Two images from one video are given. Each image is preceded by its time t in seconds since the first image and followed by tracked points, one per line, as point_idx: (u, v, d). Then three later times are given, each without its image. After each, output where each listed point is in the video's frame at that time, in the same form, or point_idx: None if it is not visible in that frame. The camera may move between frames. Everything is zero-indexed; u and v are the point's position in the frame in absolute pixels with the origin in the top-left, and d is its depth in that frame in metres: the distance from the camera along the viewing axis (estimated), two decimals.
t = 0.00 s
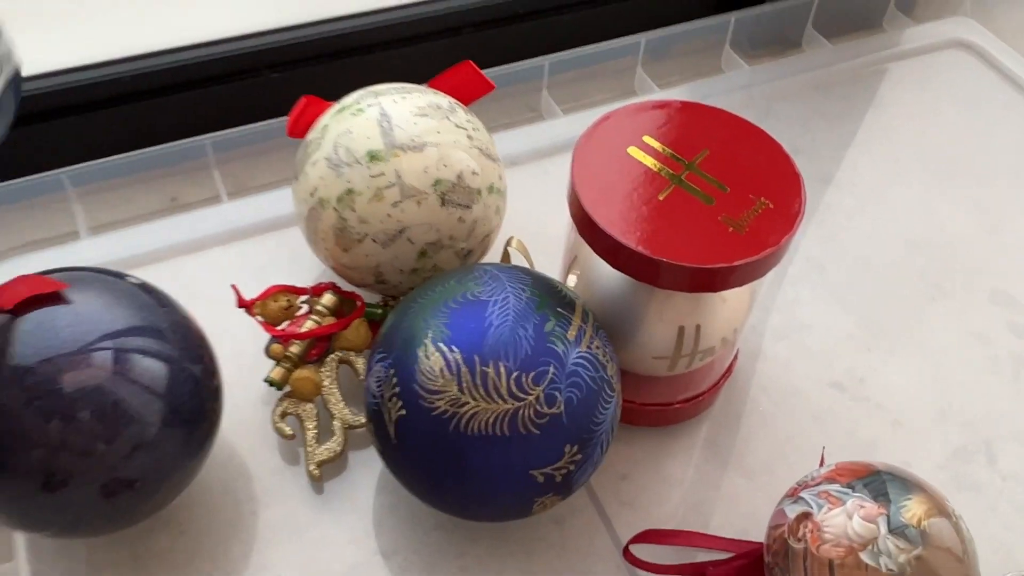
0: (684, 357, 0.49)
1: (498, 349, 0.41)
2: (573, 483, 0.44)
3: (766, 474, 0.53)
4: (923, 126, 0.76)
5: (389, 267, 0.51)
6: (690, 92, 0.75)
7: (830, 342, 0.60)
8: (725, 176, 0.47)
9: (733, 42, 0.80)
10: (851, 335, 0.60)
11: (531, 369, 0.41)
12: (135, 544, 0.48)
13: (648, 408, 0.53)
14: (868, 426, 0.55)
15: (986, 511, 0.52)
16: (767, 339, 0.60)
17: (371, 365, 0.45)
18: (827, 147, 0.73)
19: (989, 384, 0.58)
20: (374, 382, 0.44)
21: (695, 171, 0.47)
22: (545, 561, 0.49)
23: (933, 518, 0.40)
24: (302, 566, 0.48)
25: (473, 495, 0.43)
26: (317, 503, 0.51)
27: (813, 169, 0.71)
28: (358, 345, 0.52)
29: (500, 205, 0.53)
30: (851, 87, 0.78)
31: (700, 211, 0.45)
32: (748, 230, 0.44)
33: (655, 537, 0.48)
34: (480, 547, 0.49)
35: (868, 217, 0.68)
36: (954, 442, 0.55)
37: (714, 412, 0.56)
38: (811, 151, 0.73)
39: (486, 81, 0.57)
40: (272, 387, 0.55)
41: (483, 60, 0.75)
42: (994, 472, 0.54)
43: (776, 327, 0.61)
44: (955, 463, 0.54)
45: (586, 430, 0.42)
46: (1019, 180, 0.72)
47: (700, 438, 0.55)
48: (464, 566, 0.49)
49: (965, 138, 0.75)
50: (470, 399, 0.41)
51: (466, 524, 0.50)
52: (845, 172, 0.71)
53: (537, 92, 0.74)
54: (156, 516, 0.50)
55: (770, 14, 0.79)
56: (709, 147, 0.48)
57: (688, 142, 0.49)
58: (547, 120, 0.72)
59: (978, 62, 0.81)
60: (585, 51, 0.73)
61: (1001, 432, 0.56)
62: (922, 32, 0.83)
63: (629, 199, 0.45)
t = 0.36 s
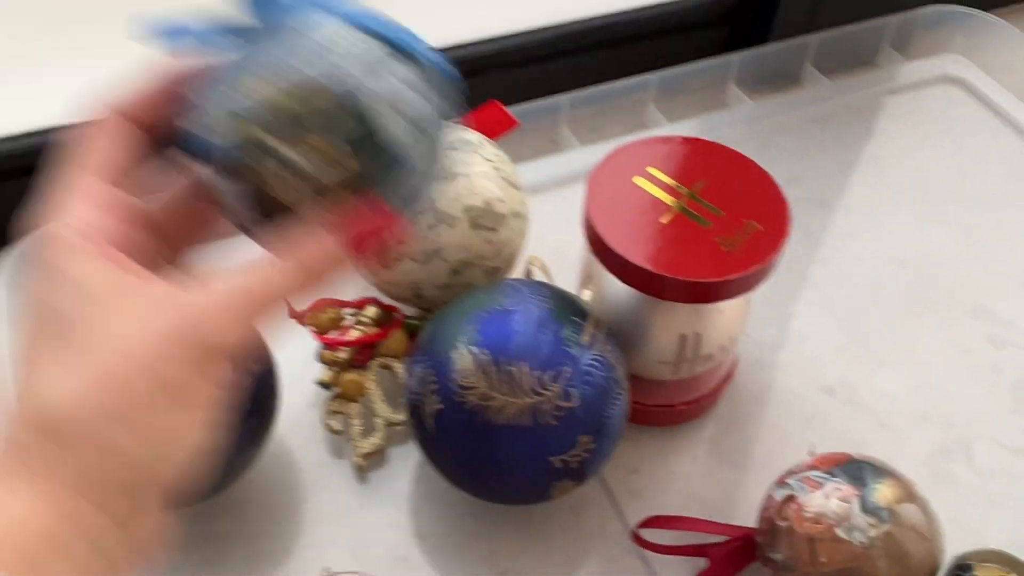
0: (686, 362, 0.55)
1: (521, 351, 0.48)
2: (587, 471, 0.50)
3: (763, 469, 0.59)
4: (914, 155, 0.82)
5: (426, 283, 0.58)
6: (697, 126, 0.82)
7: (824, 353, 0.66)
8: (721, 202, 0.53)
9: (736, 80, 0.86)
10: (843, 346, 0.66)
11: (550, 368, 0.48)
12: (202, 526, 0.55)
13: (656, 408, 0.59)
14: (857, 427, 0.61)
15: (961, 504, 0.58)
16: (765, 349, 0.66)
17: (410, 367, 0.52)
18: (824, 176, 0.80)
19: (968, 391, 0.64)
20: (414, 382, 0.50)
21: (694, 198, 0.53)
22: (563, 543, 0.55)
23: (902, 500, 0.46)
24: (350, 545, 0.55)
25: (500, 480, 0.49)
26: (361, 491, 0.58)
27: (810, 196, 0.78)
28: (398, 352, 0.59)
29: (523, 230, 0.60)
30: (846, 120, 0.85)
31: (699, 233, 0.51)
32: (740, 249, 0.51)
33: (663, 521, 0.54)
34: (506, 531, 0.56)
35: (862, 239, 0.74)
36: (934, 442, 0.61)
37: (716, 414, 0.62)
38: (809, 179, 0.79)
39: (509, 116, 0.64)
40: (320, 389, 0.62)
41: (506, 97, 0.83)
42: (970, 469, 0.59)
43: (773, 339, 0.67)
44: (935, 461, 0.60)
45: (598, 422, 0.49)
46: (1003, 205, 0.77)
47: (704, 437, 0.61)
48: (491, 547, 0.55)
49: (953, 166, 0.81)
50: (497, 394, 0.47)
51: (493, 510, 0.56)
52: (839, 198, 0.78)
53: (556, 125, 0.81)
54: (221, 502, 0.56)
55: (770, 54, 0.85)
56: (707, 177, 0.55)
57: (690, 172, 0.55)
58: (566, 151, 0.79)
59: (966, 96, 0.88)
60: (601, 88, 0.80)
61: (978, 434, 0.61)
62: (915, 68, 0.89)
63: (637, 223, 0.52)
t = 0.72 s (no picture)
0: (683, 367, 0.57)
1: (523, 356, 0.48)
2: (584, 471, 0.51)
3: (760, 472, 0.60)
4: (911, 168, 0.83)
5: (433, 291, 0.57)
6: (696, 139, 0.83)
7: (821, 360, 0.67)
8: (716, 210, 0.55)
9: (737, 95, 0.88)
10: (840, 354, 0.68)
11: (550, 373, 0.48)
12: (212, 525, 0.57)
13: (655, 413, 0.61)
14: (853, 433, 0.62)
15: (955, 509, 0.58)
16: (763, 356, 0.68)
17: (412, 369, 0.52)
18: (821, 188, 0.81)
19: (962, 398, 0.65)
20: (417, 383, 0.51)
21: (690, 207, 0.55)
22: (563, 543, 0.56)
23: (894, 501, 0.46)
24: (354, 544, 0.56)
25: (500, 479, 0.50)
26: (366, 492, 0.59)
27: (807, 208, 0.79)
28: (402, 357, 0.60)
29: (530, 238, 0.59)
30: (844, 134, 0.86)
31: (696, 241, 0.53)
32: (734, 255, 0.52)
33: (659, 524, 0.55)
34: (506, 531, 0.57)
35: (858, 249, 0.76)
36: (929, 447, 0.62)
37: (714, 420, 0.63)
38: (806, 191, 0.81)
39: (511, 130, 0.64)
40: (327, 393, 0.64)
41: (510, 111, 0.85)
42: (963, 474, 0.60)
43: (771, 347, 0.68)
44: (930, 467, 0.61)
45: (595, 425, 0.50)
46: (999, 217, 0.79)
47: (702, 441, 0.62)
48: (493, 548, 0.56)
49: (949, 180, 0.82)
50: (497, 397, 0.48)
51: (495, 512, 0.57)
52: (836, 210, 0.79)
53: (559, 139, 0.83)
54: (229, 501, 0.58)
55: (768, 70, 0.86)
56: (703, 186, 0.56)
57: (688, 183, 0.57)
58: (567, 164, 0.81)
59: (962, 111, 0.89)
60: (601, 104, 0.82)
61: (972, 439, 0.62)
62: (910, 84, 0.91)
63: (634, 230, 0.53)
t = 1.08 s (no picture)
0: (693, 369, 0.57)
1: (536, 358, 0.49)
2: (597, 469, 0.52)
3: (767, 473, 0.61)
4: (914, 177, 0.85)
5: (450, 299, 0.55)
6: (703, 147, 0.85)
7: (827, 364, 0.68)
8: (725, 216, 0.56)
9: (742, 104, 0.89)
10: (846, 358, 0.69)
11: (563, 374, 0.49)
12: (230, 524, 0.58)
13: (664, 415, 0.61)
14: (859, 435, 0.63)
15: (960, 509, 0.59)
16: (770, 360, 0.69)
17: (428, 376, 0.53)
18: (826, 195, 0.83)
19: (967, 401, 0.66)
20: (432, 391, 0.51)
21: (700, 212, 0.56)
22: (574, 543, 0.57)
23: (901, 499, 0.47)
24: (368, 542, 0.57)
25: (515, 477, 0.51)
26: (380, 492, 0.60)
27: (812, 215, 0.81)
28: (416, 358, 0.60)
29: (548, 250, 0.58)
30: (848, 143, 0.87)
31: (705, 245, 0.54)
32: (743, 259, 0.53)
33: (670, 524, 0.55)
34: (519, 530, 0.58)
35: (863, 256, 0.77)
36: (934, 450, 0.63)
37: (722, 422, 0.64)
38: (811, 198, 0.82)
39: (524, 142, 0.65)
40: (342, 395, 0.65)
41: (520, 121, 0.86)
42: (968, 476, 0.61)
43: (777, 351, 0.69)
44: (935, 468, 0.62)
45: (607, 424, 0.51)
46: (1001, 224, 0.80)
47: (710, 443, 0.63)
48: (507, 547, 0.57)
49: (951, 188, 0.83)
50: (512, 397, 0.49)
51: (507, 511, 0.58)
52: (841, 217, 0.80)
53: (567, 148, 0.84)
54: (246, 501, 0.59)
55: (773, 80, 0.88)
56: (712, 193, 0.58)
57: (696, 189, 0.58)
58: (576, 172, 0.82)
59: (965, 121, 0.90)
60: (611, 112, 0.83)
61: (976, 442, 0.63)
62: (911, 94, 0.92)
63: (645, 234, 0.55)
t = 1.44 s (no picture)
0: (706, 373, 0.59)
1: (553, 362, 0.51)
2: (613, 471, 0.54)
3: (779, 476, 0.63)
4: (921, 186, 0.86)
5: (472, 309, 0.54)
6: (713, 157, 0.86)
7: (837, 370, 0.70)
8: (737, 223, 0.57)
9: (751, 114, 0.91)
10: (855, 364, 0.70)
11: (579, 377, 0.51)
12: (255, 523, 0.59)
13: (677, 419, 0.63)
14: (869, 439, 0.65)
15: (968, 512, 0.61)
16: (780, 365, 0.70)
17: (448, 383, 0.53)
18: (834, 204, 0.84)
19: (974, 406, 0.67)
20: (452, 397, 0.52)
21: (712, 219, 0.58)
22: (590, 543, 0.58)
23: (911, 499, 0.48)
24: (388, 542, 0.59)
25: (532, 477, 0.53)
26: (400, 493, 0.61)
27: (821, 223, 0.82)
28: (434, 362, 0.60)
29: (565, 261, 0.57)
30: (855, 152, 0.89)
31: (718, 251, 0.55)
32: (755, 266, 0.54)
33: (682, 525, 0.56)
34: (536, 531, 0.59)
35: (871, 263, 0.78)
36: (942, 454, 0.64)
37: (734, 426, 0.66)
38: (820, 207, 0.84)
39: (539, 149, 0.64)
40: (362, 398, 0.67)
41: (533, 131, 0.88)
42: (976, 479, 0.62)
43: (788, 356, 0.71)
44: (943, 471, 0.63)
45: (624, 426, 0.52)
46: (1007, 233, 0.81)
47: (722, 447, 0.64)
48: (524, 547, 0.58)
49: (958, 197, 0.85)
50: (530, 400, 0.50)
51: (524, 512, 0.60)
52: (849, 226, 0.82)
53: (579, 158, 0.86)
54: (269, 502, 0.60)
55: (781, 90, 0.89)
56: (724, 201, 0.59)
57: (709, 197, 0.60)
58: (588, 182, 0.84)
59: (971, 131, 0.92)
60: (623, 123, 0.85)
61: (983, 446, 0.64)
62: (918, 105, 0.94)
63: (659, 241, 0.56)
